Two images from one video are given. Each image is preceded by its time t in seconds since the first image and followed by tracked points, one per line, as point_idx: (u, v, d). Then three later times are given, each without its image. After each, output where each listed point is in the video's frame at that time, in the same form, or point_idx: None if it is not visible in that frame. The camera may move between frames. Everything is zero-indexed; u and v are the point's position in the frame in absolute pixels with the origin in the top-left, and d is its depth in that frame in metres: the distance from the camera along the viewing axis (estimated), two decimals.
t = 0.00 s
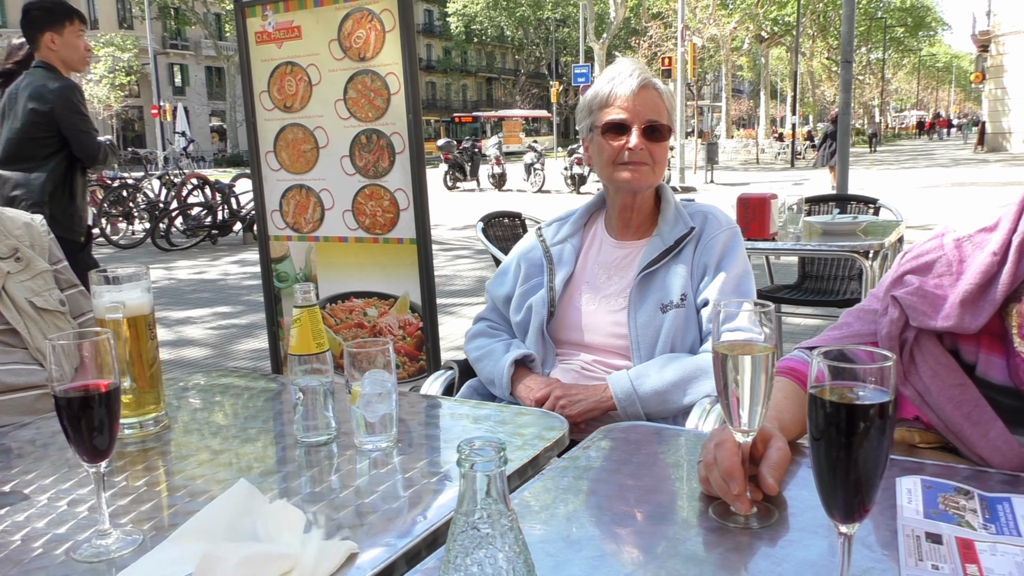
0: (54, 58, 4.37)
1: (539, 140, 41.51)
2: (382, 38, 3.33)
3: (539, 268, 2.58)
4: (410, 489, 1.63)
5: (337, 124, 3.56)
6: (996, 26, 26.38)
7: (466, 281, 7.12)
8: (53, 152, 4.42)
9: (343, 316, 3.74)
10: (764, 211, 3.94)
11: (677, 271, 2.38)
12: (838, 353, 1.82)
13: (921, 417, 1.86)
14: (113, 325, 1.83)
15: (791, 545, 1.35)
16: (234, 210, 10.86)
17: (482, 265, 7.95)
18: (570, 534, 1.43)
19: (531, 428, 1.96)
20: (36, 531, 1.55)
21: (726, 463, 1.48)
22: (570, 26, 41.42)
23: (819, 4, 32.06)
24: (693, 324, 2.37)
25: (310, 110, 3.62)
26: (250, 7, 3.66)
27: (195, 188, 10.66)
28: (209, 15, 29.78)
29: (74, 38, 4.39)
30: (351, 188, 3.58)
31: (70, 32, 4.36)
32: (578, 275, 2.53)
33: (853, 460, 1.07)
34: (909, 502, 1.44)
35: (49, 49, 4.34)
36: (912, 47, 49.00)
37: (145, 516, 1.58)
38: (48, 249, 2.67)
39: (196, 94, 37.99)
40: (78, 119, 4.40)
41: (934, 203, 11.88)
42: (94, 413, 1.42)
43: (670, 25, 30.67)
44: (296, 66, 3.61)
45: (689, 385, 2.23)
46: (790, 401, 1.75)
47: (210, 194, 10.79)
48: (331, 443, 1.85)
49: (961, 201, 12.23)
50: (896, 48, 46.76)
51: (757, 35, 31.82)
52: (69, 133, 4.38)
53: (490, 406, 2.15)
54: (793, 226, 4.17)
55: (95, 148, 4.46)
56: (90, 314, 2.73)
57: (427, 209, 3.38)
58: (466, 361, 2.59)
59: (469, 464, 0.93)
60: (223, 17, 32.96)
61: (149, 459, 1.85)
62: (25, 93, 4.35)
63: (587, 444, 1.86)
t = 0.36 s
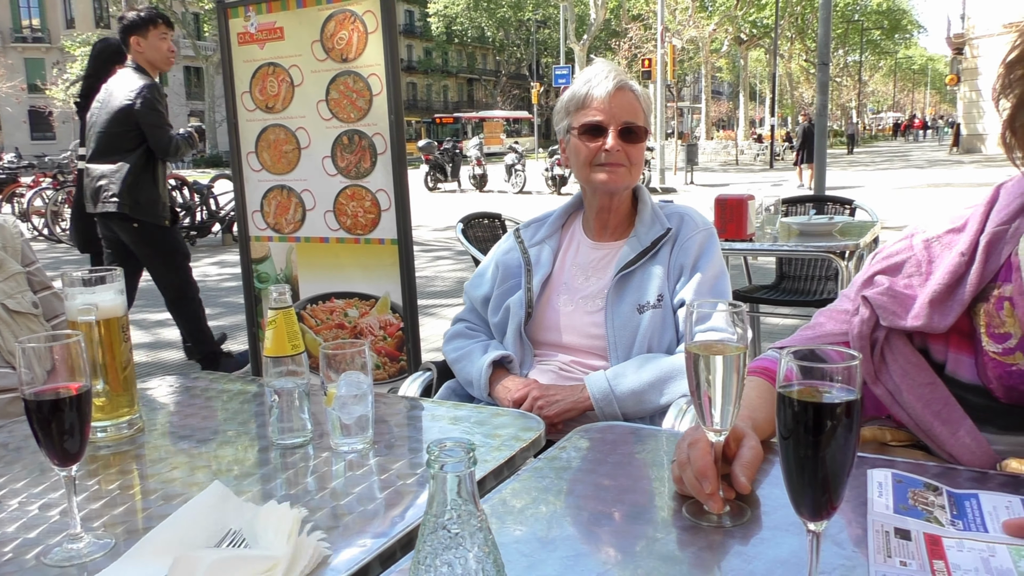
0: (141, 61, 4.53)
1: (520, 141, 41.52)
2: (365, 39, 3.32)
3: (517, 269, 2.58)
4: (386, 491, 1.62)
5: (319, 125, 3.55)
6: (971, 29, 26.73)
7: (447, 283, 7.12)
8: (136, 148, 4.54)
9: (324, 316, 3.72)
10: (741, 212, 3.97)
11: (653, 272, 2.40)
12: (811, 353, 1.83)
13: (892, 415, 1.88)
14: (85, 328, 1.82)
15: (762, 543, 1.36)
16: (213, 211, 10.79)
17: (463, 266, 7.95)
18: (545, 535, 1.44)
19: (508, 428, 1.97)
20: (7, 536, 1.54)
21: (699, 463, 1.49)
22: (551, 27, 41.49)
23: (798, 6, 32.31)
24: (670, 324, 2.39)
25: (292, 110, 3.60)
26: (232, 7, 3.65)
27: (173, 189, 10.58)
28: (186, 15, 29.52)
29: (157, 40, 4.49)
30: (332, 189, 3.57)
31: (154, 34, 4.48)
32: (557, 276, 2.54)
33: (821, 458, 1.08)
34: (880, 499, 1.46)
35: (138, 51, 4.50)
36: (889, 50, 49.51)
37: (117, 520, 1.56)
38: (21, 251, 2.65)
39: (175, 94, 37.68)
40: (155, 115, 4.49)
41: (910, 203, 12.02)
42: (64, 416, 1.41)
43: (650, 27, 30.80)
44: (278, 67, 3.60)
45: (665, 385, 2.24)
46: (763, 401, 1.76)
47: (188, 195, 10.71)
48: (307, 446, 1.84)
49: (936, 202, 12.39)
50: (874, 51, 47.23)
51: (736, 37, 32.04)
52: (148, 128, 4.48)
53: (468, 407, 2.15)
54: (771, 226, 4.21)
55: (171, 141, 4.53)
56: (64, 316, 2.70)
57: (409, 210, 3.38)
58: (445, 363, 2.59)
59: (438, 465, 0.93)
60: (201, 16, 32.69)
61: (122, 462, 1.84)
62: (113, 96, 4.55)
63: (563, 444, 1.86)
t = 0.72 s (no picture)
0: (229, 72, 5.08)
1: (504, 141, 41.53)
2: (343, 38, 3.31)
3: (499, 269, 2.58)
4: (365, 490, 1.62)
5: (298, 125, 3.54)
6: (950, 31, 27.01)
7: (430, 283, 7.11)
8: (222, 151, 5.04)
9: (304, 317, 3.73)
10: (723, 212, 3.99)
11: (634, 271, 2.41)
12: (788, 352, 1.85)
13: (868, 413, 1.90)
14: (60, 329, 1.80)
15: (739, 540, 1.37)
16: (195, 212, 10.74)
17: (446, 266, 7.95)
18: (522, 533, 1.44)
19: (488, 427, 1.97)
20: None
21: (677, 460, 1.50)
22: (535, 28, 41.55)
23: (780, 8, 32.53)
24: (650, 324, 2.40)
25: (271, 109, 3.59)
26: (210, 6, 3.63)
27: (154, 189, 10.53)
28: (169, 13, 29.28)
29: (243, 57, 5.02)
30: (312, 189, 3.56)
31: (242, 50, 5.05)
32: (537, 275, 2.54)
33: (794, 455, 1.09)
34: (855, 494, 1.48)
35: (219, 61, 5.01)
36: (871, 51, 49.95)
37: (93, 520, 1.55)
38: None
39: (155, 93, 37.38)
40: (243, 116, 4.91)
41: (889, 204, 12.14)
42: (38, 417, 1.40)
43: (634, 28, 30.89)
44: (256, 66, 3.58)
45: (646, 383, 2.25)
46: (740, 399, 1.77)
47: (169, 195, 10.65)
48: (286, 446, 1.84)
49: (914, 203, 12.52)
50: (854, 53, 47.67)
51: (719, 37, 32.20)
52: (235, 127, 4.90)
53: (448, 407, 2.15)
54: (752, 226, 4.24)
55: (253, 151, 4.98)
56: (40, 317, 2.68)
57: (389, 210, 3.38)
58: (427, 362, 2.59)
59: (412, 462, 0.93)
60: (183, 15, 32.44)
61: (99, 463, 1.82)
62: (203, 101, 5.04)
63: (542, 443, 1.87)
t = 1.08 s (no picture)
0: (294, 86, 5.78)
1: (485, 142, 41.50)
2: (318, 38, 3.32)
3: (475, 270, 2.58)
4: (337, 493, 1.61)
5: (272, 125, 3.53)
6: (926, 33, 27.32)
7: (409, 284, 7.10)
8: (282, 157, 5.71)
9: (280, 319, 3.69)
10: (700, 212, 4.00)
11: (610, 272, 2.42)
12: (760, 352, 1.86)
13: (839, 412, 1.91)
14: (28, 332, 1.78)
15: (708, 539, 1.38)
16: (172, 212, 10.66)
17: (426, 267, 7.94)
18: (493, 534, 1.44)
19: (461, 429, 1.97)
20: None
21: (648, 461, 1.51)
22: (516, 28, 41.55)
23: (758, 10, 32.77)
24: (625, 324, 2.40)
25: (245, 110, 3.58)
26: (182, 5, 3.60)
27: (130, 189, 10.42)
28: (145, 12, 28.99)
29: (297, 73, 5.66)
30: (287, 190, 3.56)
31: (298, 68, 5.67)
32: (514, 276, 2.54)
33: (759, 455, 1.10)
34: (823, 493, 1.49)
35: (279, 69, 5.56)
36: (848, 53, 50.42)
37: (61, 525, 1.53)
38: None
39: (132, 92, 36.99)
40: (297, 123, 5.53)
41: (864, 203, 12.27)
42: (3, 422, 1.38)
43: (614, 28, 30.98)
44: (230, 66, 3.57)
45: (621, 384, 2.26)
46: (711, 399, 1.79)
47: (145, 196, 10.56)
48: (258, 449, 1.83)
49: (890, 203, 12.66)
50: (831, 54, 48.14)
51: (698, 38, 32.36)
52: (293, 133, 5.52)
53: (422, 408, 2.14)
54: (729, 226, 4.27)
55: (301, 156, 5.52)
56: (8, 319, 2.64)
57: (364, 211, 3.39)
58: (403, 364, 2.58)
59: (377, 465, 0.94)
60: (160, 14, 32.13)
61: (68, 468, 1.80)
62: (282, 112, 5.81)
63: (515, 444, 1.87)
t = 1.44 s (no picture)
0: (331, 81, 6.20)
1: (464, 143, 41.52)
2: (287, 39, 3.34)
3: (449, 271, 2.58)
4: (306, 496, 1.61)
5: (243, 126, 3.55)
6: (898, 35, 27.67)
7: (386, 285, 7.08)
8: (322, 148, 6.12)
9: (252, 321, 3.76)
10: (674, 213, 4.03)
11: (583, 273, 2.43)
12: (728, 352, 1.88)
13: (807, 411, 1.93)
14: None
15: (676, 539, 1.39)
16: (145, 213, 10.55)
17: (402, 268, 7.93)
18: (462, 535, 1.45)
19: (432, 430, 1.97)
20: None
21: (616, 461, 1.51)
22: (494, 28, 41.56)
23: (734, 12, 33.06)
24: (599, 325, 2.41)
25: (215, 110, 3.59)
26: (150, 4, 3.60)
27: (102, 190, 10.31)
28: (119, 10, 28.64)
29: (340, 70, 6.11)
30: (259, 192, 3.57)
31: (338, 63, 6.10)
32: (487, 278, 2.54)
33: (722, 456, 1.11)
34: (788, 492, 1.51)
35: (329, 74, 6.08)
36: (824, 54, 50.96)
37: (25, 532, 1.51)
38: None
39: (105, 91, 36.53)
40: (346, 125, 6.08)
41: (831, 204, 12.41)
42: None
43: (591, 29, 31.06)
44: (199, 66, 3.57)
45: (593, 385, 2.27)
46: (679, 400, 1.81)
47: (118, 197, 10.44)
48: (228, 452, 1.82)
49: (862, 203, 12.85)
50: (807, 56, 48.66)
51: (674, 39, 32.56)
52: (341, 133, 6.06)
53: (394, 411, 2.14)
54: (702, 227, 4.31)
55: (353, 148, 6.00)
56: None
57: (337, 213, 3.42)
58: (376, 366, 2.57)
59: (337, 469, 0.94)
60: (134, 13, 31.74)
61: (34, 473, 1.78)
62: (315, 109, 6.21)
63: (486, 445, 1.87)
